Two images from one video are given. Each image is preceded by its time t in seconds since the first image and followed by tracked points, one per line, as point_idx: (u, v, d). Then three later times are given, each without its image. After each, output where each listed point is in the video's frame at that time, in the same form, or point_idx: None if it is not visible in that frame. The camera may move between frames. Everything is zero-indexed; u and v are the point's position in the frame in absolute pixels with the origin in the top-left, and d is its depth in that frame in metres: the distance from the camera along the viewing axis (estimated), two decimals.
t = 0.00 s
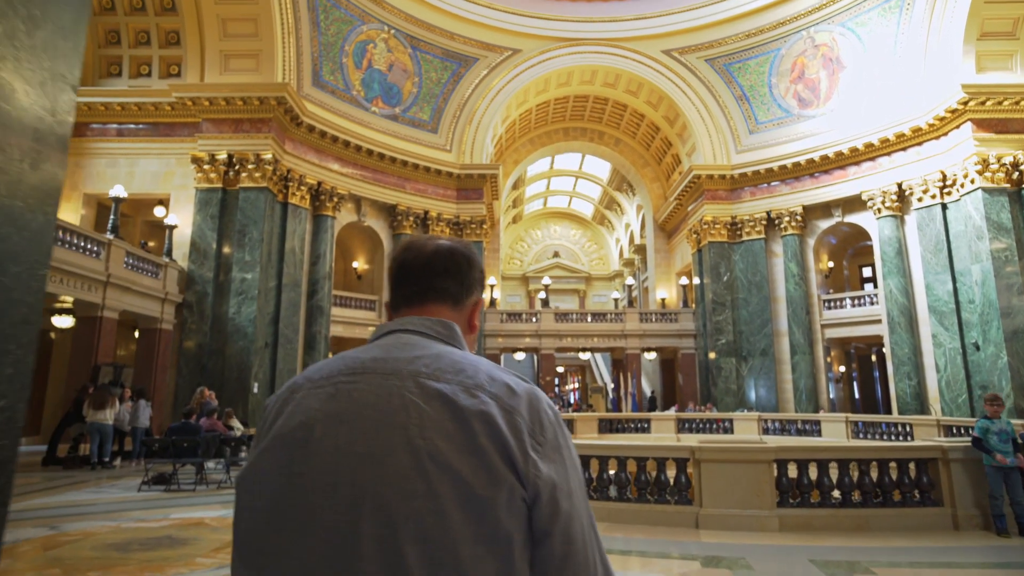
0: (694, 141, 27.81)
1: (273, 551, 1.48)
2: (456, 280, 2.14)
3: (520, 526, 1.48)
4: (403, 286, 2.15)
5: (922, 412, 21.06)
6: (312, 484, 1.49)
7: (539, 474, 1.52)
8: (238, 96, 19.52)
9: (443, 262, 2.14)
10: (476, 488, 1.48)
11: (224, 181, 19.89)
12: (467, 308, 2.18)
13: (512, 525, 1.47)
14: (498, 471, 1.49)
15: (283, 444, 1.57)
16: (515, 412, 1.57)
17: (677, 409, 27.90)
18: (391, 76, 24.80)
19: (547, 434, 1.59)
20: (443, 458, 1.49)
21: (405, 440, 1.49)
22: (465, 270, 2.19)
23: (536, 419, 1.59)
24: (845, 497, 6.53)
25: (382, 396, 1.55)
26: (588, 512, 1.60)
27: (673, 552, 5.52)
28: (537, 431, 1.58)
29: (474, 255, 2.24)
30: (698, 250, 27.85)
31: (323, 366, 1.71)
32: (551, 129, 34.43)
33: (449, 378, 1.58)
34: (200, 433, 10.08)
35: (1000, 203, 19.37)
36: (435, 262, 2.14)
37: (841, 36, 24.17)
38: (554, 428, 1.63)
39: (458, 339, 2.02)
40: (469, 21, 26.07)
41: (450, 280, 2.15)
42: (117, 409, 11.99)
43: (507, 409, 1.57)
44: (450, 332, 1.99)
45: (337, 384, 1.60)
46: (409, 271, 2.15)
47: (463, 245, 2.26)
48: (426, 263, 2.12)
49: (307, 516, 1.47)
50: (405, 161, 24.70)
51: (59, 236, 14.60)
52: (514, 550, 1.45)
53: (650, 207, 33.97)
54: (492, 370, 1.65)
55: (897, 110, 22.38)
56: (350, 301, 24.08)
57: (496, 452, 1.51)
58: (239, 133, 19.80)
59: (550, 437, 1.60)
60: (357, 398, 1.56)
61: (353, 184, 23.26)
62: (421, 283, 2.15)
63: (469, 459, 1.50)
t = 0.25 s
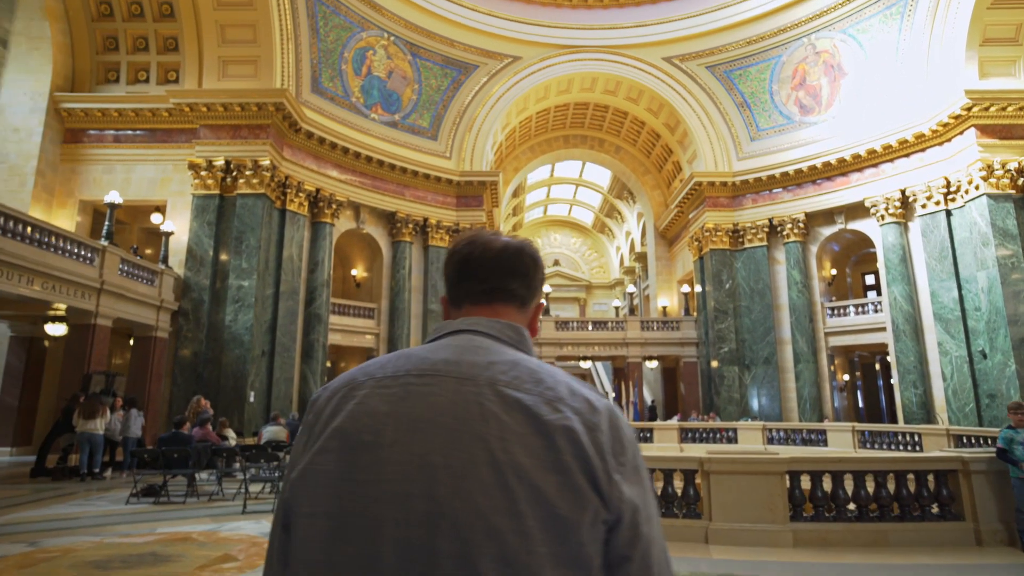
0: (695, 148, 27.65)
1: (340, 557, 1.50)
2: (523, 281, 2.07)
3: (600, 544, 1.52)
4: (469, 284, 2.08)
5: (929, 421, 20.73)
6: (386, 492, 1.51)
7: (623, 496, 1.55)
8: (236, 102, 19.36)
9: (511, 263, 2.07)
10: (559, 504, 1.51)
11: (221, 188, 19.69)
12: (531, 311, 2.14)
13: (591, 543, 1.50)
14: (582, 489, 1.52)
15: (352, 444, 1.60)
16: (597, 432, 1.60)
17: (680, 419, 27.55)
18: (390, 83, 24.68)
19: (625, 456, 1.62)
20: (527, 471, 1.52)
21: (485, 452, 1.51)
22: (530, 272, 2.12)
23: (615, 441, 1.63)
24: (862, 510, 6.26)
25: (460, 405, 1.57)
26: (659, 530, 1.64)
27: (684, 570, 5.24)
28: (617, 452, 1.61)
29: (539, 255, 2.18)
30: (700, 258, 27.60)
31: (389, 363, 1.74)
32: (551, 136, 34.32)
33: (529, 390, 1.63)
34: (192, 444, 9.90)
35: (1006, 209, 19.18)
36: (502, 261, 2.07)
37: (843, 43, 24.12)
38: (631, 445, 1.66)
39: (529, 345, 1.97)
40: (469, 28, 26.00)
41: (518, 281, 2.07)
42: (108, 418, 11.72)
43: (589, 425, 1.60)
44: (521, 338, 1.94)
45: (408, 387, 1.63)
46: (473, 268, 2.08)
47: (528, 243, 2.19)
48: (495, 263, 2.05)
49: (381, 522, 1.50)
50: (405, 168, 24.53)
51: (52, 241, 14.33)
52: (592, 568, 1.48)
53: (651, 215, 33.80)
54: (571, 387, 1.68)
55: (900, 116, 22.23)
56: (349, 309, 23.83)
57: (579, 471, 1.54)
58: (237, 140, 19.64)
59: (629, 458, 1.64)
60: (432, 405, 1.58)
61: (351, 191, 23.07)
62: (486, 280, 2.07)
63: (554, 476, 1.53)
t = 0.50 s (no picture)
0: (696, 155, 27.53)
1: (386, 567, 1.39)
2: (555, 272, 2.00)
3: (665, 542, 1.48)
4: (499, 277, 1.99)
5: (935, 431, 20.43)
6: (438, 491, 1.43)
7: (689, 497, 1.51)
8: (234, 108, 19.23)
9: (542, 253, 1.99)
10: (625, 502, 1.45)
11: (219, 195, 19.50)
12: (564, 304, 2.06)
13: (656, 544, 1.46)
14: (650, 489, 1.48)
15: (393, 442, 1.50)
16: (659, 428, 1.56)
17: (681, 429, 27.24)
18: (390, 90, 24.58)
19: (684, 452, 1.60)
20: (592, 467, 1.47)
21: (547, 447, 1.45)
22: (561, 262, 2.04)
23: (676, 436, 1.59)
24: (878, 525, 5.99)
25: (516, 397, 1.51)
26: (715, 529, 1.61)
27: None
28: (677, 448, 1.58)
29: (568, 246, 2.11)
30: (701, 266, 27.39)
31: (427, 356, 1.66)
32: (551, 144, 34.24)
33: (586, 381, 1.58)
34: (182, 454, 9.78)
35: (1010, 216, 19.02)
36: (533, 252, 1.99)
37: (843, 50, 24.06)
38: (688, 441, 1.63)
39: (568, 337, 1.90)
40: (469, 35, 25.96)
41: (549, 272, 2.00)
42: (99, 428, 11.45)
43: (650, 418, 1.56)
44: (559, 328, 1.86)
45: (454, 379, 1.56)
46: (502, 260, 2.00)
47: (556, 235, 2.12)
48: (526, 252, 1.96)
49: (432, 524, 1.41)
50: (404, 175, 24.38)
51: (46, 247, 14.11)
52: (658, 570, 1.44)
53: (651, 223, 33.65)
54: (627, 379, 1.64)
55: (902, 122, 22.10)
56: (348, 317, 23.60)
57: (644, 469, 1.49)
58: (235, 146, 19.48)
59: (689, 455, 1.61)
60: (483, 398, 1.52)
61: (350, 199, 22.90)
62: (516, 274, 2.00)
63: (621, 472, 1.48)
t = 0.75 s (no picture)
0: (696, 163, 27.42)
1: None
2: (553, 284, 1.95)
3: (681, 565, 1.41)
4: (494, 292, 1.94)
5: (939, 440, 20.13)
6: (436, 518, 1.35)
7: (703, 517, 1.45)
8: (230, 115, 19.09)
9: (537, 265, 1.94)
10: (637, 527, 1.38)
11: (215, 203, 19.35)
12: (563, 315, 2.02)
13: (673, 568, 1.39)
14: (663, 510, 1.41)
15: (388, 469, 1.42)
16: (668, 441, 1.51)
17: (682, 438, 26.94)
18: (389, 98, 24.51)
19: (695, 464, 1.54)
20: (601, 487, 1.40)
21: (552, 467, 1.38)
22: (557, 274, 1.99)
23: (685, 448, 1.54)
24: (892, 540, 5.76)
25: (517, 414, 1.45)
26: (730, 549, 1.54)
27: None
28: (687, 459, 1.53)
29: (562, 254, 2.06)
30: (701, 274, 27.21)
31: (422, 375, 1.60)
32: (550, 152, 34.18)
33: (591, 396, 1.52)
34: (171, 466, 9.57)
35: (1013, 223, 18.84)
36: (528, 263, 1.94)
37: (843, 58, 24.02)
38: (698, 456, 1.58)
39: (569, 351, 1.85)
40: (468, 43, 25.94)
41: (546, 285, 1.95)
42: (88, 438, 11.20)
43: (660, 433, 1.51)
44: (562, 344, 1.81)
45: (450, 399, 1.50)
46: (497, 274, 1.94)
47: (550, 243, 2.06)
48: (521, 265, 1.91)
49: (432, 556, 1.33)
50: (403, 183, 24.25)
51: (38, 254, 13.91)
52: None
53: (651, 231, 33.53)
54: (633, 391, 1.58)
55: (904, 129, 21.98)
56: (346, 325, 23.39)
57: (656, 487, 1.43)
58: (232, 153, 19.33)
59: (699, 466, 1.55)
60: (483, 417, 1.45)
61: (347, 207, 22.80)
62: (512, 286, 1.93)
63: (631, 492, 1.41)
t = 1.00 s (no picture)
0: (696, 171, 27.33)
1: None
2: (508, 298, 2.10)
3: (647, 569, 1.47)
4: (451, 311, 2.10)
5: (944, 451, 19.85)
6: (396, 545, 1.41)
7: (664, 514, 1.52)
8: (228, 122, 18.95)
9: (492, 281, 2.10)
10: (598, 534, 1.44)
11: (212, 210, 19.20)
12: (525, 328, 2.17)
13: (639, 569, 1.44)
14: (622, 514, 1.47)
15: (348, 503, 1.49)
16: (625, 445, 1.58)
17: (684, 448, 26.65)
18: (388, 106, 24.45)
19: (655, 463, 1.62)
20: (561, 499, 1.47)
21: (508, 486, 1.45)
22: (514, 288, 2.14)
23: (643, 451, 1.61)
24: (904, 556, 5.54)
25: (472, 437, 1.52)
26: (699, 547, 1.61)
27: None
28: (646, 460, 1.61)
29: (519, 269, 2.21)
30: (701, 282, 27.06)
31: (380, 408, 1.68)
32: (549, 160, 34.14)
33: (545, 411, 1.60)
34: (161, 477, 9.32)
35: (1017, 230, 18.69)
36: (483, 281, 2.09)
37: (842, 66, 23.97)
38: (660, 458, 1.65)
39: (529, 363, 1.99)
40: (467, 52, 25.94)
41: (503, 301, 2.10)
42: (78, 449, 10.97)
43: (617, 439, 1.59)
44: (519, 356, 1.95)
45: (406, 428, 1.57)
46: (456, 294, 2.10)
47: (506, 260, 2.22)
48: (477, 283, 2.07)
49: None
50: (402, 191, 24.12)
51: (31, 262, 13.72)
52: None
53: (651, 239, 33.42)
54: (588, 400, 1.66)
55: (905, 137, 21.89)
56: (344, 334, 23.19)
57: (615, 491, 1.50)
58: (229, 160, 19.21)
59: (659, 464, 1.63)
60: (438, 442, 1.52)
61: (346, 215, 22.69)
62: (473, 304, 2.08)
63: (590, 503, 1.48)
